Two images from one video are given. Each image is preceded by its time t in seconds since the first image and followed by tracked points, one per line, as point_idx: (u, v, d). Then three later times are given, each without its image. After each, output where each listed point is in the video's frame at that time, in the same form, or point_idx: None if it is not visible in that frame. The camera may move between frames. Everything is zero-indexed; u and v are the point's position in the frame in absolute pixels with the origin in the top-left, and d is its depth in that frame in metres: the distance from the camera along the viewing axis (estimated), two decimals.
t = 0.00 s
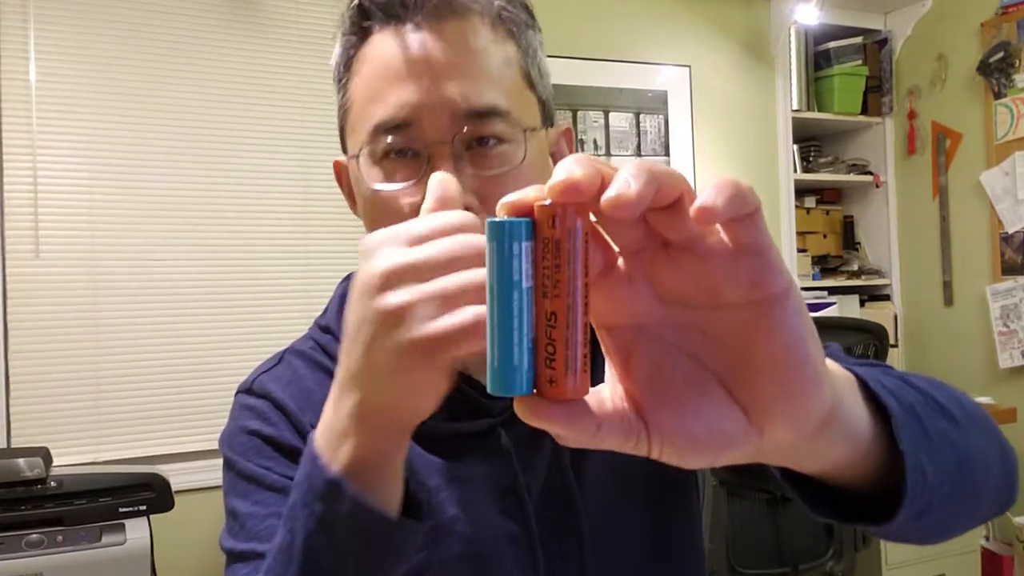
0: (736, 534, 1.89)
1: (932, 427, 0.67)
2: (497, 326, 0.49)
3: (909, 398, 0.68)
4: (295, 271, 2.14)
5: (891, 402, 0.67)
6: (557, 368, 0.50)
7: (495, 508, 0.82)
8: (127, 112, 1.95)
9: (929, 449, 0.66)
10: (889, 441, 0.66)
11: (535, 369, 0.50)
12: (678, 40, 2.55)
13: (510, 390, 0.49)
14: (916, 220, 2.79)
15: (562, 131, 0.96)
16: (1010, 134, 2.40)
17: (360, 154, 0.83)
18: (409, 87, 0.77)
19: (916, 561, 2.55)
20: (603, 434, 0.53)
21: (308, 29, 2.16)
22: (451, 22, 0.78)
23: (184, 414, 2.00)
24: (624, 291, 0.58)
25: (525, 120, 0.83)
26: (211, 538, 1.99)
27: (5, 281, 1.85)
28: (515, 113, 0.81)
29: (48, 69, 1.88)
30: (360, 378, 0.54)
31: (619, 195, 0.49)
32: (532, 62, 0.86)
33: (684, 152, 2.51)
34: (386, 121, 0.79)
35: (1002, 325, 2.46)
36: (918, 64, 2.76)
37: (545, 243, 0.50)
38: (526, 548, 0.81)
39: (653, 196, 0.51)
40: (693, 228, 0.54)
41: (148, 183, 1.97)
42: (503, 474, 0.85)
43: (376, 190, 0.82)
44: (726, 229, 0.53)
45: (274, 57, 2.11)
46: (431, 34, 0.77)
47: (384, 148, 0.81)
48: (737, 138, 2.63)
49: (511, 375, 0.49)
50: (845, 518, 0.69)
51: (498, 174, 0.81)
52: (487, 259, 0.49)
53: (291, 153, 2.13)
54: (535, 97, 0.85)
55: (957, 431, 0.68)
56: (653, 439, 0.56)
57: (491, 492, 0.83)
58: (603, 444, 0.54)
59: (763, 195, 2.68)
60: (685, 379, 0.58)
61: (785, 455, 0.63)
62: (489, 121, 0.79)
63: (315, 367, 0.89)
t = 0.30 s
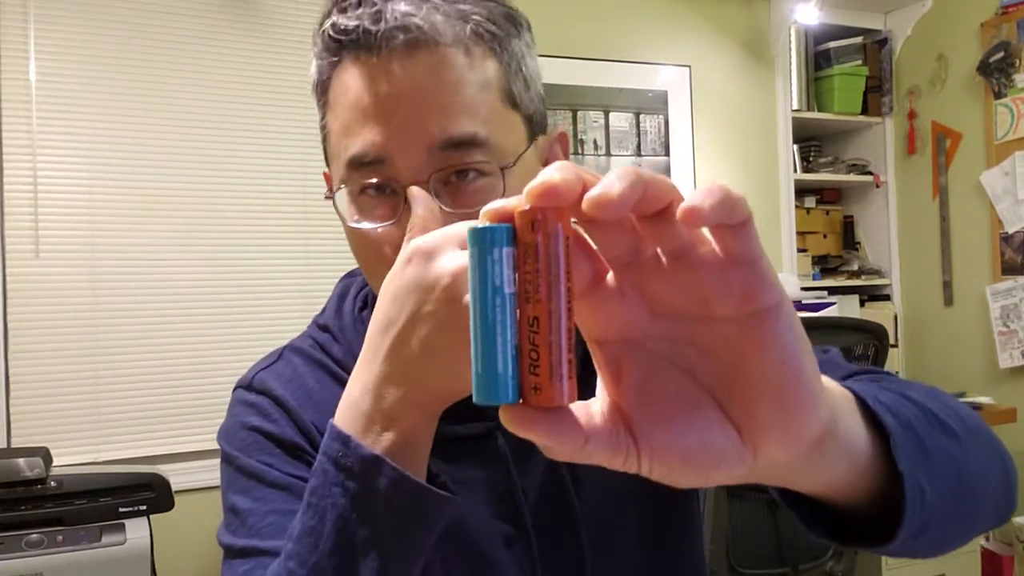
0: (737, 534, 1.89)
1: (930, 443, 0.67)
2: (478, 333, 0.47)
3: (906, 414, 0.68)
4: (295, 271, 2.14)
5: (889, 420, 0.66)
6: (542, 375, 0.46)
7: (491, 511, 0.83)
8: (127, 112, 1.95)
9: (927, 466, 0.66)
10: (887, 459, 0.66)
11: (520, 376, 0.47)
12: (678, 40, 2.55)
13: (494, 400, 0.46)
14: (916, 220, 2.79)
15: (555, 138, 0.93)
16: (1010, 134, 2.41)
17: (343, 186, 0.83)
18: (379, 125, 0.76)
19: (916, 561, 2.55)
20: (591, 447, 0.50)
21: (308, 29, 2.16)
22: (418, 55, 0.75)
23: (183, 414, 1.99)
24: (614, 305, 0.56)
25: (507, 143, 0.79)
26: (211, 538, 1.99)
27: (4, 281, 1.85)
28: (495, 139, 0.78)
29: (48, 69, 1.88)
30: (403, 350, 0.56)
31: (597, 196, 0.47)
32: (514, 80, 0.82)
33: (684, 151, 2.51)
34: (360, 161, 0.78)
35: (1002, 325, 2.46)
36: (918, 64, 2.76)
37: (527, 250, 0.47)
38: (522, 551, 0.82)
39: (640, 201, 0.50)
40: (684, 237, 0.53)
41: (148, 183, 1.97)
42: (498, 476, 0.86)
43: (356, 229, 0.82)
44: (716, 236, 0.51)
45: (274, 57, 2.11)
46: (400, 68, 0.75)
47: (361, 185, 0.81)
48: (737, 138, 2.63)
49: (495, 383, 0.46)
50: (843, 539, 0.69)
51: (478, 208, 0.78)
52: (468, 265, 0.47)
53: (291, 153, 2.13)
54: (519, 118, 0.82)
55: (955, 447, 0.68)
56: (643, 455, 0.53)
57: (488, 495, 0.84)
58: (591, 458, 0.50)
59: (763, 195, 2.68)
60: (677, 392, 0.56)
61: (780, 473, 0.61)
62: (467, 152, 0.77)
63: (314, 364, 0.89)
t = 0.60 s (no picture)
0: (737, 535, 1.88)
1: (921, 460, 0.66)
2: (459, 387, 0.47)
3: (897, 430, 0.67)
4: (295, 271, 2.13)
5: (876, 438, 0.65)
6: (521, 425, 0.48)
7: (493, 509, 0.83)
8: (127, 112, 1.95)
9: (916, 483, 0.65)
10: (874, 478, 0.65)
11: (501, 427, 0.48)
12: (678, 40, 2.54)
13: (477, 449, 0.47)
14: (917, 220, 2.78)
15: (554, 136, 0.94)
16: (1012, 134, 2.40)
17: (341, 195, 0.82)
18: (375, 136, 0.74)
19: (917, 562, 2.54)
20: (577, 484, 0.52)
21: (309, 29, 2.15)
22: (417, 66, 0.74)
23: (183, 415, 1.99)
24: (593, 342, 0.57)
25: (510, 153, 0.79)
26: (211, 538, 1.98)
27: (3, 282, 1.85)
28: (498, 151, 0.77)
29: (48, 68, 1.87)
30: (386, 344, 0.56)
31: (564, 256, 0.48)
32: (517, 87, 0.81)
33: (684, 151, 2.50)
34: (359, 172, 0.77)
35: (1003, 325, 2.45)
36: (919, 63, 2.76)
37: (501, 305, 0.48)
38: (524, 548, 0.82)
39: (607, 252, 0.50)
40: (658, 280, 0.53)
41: (148, 183, 1.96)
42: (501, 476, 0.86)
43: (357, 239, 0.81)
44: (689, 279, 0.52)
45: (274, 57, 2.10)
46: (396, 80, 0.74)
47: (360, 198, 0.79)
48: (738, 138, 2.63)
49: (478, 435, 0.47)
50: (832, 553, 0.68)
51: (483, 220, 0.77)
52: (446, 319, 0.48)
53: (291, 153, 2.12)
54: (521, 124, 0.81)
55: (947, 460, 0.68)
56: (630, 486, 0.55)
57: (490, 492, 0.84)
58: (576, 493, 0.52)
59: (764, 195, 2.67)
60: (659, 425, 0.56)
61: (771, 496, 0.61)
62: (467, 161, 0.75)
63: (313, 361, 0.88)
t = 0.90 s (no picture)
0: (741, 539, 1.85)
1: (943, 461, 0.63)
2: (485, 373, 0.49)
3: (921, 431, 0.64)
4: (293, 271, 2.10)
5: (900, 439, 0.62)
6: (545, 417, 0.50)
7: (497, 510, 0.81)
8: (122, 109, 1.92)
9: (939, 484, 0.62)
10: (896, 480, 0.62)
11: (524, 417, 0.50)
12: (680, 37, 2.51)
13: (497, 437, 0.49)
14: (922, 219, 2.75)
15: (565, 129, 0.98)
16: (1017, 132, 2.36)
17: (363, 159, 0.85)
18: (410, 99, 0.79)
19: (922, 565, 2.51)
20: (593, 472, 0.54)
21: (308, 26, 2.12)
22: (452, 29, 0.80)
23: (179, 417, 1.95)
24: (623, 327, 0.59)
25: (531, 123, 0.86)
26: (207, 542, 1.96)
27: None
28: (522, 120, 0.84)
29: (41, 65, 1.85)
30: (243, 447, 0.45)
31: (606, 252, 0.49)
32: (537, 63, 0.89)
33: (686, 149, 2.47)
34: (390, 129, 0.81)
35: (1009, 325, 2.42)
36: (924, 61, 2.72)
37: (535, 293, 0.49)
38: (527, 549, 0.80)
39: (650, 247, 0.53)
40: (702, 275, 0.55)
41: (144, 180, 1.93)
42: (504, 475, 0.83)
43: (379, 199, 0.84)
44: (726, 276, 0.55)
45: (271, 53, 2.07)
46: (432, 47, 0.79)
47: (386, 159, 0.82)
48: (740, 137, 2.60)
49: (497, 422, 0.49)
50: (852, 552, 0.65)
51: (506, 183, 0.83)
52: (477, 304, 0.49)
53: (288, 150, 2.09)
54: (541, 99, 0.88)
55: (970, 462, 0.65)
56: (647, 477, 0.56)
57: (494, 492, 0.82)
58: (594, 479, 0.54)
59: (766, 194, 2.64)
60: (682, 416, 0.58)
61: (790, 498, 0.61)
62: (495, 129, 0.81)
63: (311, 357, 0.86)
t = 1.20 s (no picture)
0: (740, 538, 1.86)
1: (941, 469, 0.64)
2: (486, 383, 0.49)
3: (917, 440, 0.65)
4: (293, 273, 2.11)
5: (898, 448, 0.64)
6: (543, 429, 0.50)
7: (496, 511, 0.83)
8: (124, 110, 1.92)
9: (937, 492, 0.63)
10: (895, 488, 0.63)
11: (522, 426, 0.51)
12: (680, 38, 2.52)
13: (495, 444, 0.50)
14: (921, 219, 2.76)
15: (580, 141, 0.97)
16: (1015, 133, 2.37)
17: (394, 120, 0.85)
18: (454, 60, 0.81)
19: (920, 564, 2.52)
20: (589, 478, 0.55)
21: (310, 28, 2.13)
22: (496, 6, 0.83)
23: (180, 417, 1.96)
24: (627, 333, 0.60)
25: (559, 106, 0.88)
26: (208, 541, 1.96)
27: None
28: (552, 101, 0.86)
29: (42, 66, 1.85)
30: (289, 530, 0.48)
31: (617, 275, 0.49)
32: (563, 63, 0.92)
33: (686, 150, 2.47)
34: (431, 89, 0.81)
35: (1007, 325, 2.43)
36: (923, 61, 2.73)
37: (542, 306, 0.49)
38: (523, 549, 0.81)
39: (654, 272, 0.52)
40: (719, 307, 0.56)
41: (145, 182, 1.94)
42: (501, 477, 0.86)
43: (411, 153, 0.82)
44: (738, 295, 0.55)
45: (272, 54, 2.08)
46: (478, 14, 0.81)
47: (422, 118, 0.83)
48: (740, 137, 2.60)
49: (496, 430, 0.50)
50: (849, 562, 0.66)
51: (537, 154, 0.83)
52: (483, 315, 0.49)
53: (289, 151, 2.10)
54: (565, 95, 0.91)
55: (968, 470, 0.66)
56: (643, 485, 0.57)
57: (492, 492, 0.84)
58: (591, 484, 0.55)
59: (766, 194, 2.64)
60: (682, 425, 0.58)
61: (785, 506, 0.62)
62: (527, 101, 0.82)
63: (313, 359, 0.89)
